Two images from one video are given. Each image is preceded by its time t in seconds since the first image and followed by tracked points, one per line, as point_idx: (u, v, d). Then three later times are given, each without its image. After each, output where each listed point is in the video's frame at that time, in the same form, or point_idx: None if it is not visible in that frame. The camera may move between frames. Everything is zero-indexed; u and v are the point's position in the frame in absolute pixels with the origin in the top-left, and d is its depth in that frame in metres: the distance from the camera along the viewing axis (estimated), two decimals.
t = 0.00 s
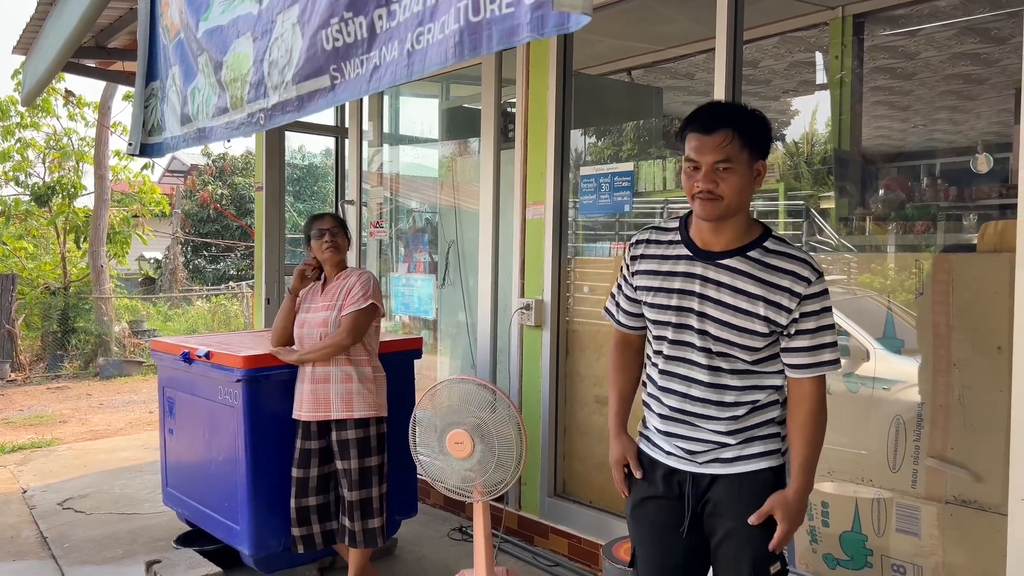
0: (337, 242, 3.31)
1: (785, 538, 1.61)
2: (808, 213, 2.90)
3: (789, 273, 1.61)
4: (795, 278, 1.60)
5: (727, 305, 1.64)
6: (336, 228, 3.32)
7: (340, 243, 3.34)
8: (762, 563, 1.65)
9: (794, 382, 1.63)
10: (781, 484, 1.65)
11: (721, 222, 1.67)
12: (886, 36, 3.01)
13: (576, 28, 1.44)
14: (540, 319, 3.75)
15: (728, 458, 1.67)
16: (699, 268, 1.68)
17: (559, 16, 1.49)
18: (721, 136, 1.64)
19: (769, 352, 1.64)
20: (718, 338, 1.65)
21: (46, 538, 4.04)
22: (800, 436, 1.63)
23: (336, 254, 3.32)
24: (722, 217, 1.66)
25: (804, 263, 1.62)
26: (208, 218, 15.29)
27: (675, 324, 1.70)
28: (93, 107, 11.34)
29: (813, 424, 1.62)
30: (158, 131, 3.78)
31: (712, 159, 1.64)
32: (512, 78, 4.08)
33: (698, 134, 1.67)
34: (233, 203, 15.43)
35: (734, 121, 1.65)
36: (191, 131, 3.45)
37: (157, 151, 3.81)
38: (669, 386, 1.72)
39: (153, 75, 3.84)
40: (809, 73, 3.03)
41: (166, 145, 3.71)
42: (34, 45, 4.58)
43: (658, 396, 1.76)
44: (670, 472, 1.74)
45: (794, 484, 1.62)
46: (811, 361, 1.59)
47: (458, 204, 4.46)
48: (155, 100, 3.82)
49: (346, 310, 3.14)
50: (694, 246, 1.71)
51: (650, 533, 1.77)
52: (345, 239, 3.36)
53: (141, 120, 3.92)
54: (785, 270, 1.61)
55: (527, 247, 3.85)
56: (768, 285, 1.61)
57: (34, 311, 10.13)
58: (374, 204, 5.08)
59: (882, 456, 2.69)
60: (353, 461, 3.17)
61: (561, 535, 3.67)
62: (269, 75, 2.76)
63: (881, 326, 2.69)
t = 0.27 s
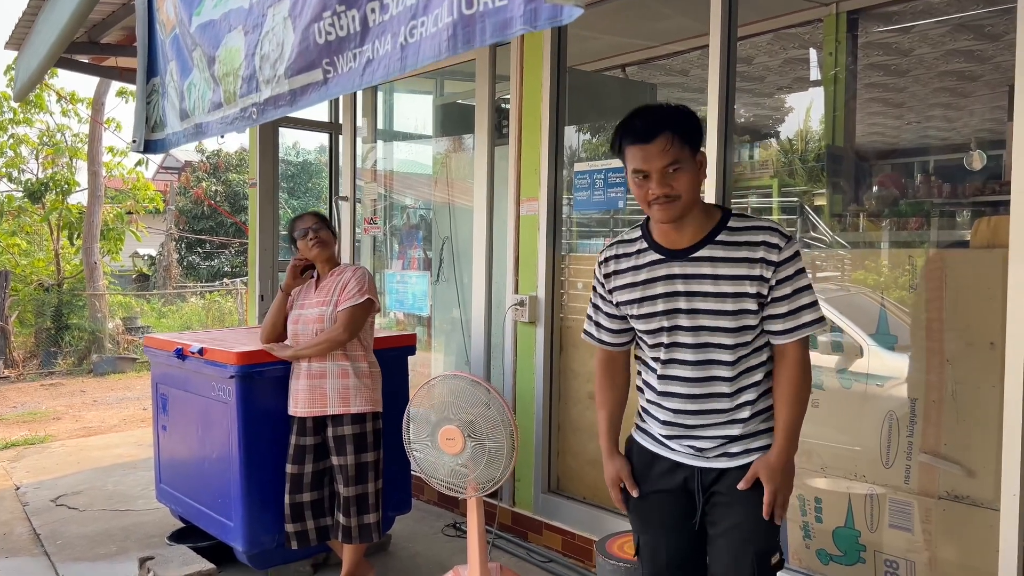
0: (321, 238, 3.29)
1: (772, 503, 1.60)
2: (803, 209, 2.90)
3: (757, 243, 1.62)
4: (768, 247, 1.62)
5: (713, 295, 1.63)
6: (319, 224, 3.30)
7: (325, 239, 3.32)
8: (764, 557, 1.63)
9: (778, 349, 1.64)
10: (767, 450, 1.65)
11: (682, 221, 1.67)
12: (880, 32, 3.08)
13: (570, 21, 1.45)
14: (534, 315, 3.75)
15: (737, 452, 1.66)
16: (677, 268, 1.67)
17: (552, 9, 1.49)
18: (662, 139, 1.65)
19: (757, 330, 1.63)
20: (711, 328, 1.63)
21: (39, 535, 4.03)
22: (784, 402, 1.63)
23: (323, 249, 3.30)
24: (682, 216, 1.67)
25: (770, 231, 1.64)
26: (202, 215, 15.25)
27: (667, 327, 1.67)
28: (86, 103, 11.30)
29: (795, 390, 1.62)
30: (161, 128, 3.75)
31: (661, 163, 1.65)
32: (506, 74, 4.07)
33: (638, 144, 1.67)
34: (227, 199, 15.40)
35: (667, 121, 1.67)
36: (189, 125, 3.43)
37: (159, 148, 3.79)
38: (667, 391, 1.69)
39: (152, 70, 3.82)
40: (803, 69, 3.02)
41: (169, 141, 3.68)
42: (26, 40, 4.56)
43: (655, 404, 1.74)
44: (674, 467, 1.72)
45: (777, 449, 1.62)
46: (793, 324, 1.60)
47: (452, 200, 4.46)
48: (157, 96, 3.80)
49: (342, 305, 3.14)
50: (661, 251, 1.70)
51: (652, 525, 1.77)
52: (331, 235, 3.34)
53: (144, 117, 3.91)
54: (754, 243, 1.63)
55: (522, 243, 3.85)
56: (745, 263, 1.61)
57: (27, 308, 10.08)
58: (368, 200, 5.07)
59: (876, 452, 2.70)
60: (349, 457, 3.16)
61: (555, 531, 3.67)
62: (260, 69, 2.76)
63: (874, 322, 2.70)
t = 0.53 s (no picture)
0: (302, 244, 3.25)
1: (777, 487, 1.59)
2: (795, 206, 2.90)
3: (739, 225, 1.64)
4: (747, 229, 1.63)
5: (697, 279, 1.64)
6: (297, 230, 3.25)
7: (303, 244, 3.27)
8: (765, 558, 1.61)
9: (767, 332, 1.64)
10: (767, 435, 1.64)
11: (660, 211, 1.69)
12: (872, 30, 3.08)
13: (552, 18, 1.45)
14: (525, 312, 3.75)
15: (734, 448, 1.64)
16: (661, 256, 1.67)
17: (535, 6, 1.49)
18: (632, 133, 1.67)
19: (743, 313, 1.63)
20: (697, 312, 1.63)
21: (28, 532, 4.02)
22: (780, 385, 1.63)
23: (306, 256, 3.27)
24: (658, 207, 1.68)
25: (750, 214, 1.66)
26: (194, 211, 15.19)
27: (654, 315, 1.67)
28: (76, 98, 11.24)
29: (789, 372, 1.62)
30: (156, 124, 3.72)
31: (633, 156, 1.67)
32: (496, 70, 4.06)
33: (610, 139, 1.69)
34: (219, 195, 15.34)
35: (636, 114, 1.68)
36: (181, 123, 3.40)
37: (154, 144, 3.76)
38: (654, 380, 1.69)
39: (144, 66, 3.80)
40: (795, 66, 3.06)
41: (162, 138, 3.66)
42: (14, 35, 4.52)
43: (644, 399, 1.73)
44: (670, 465, 1.71)
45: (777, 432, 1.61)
46: (780, 304, 1.61)
47: (444, 197, 4.45)
48: (150, 92, 3.78)
49: (331, 302, 3.13)
50: (642, 242, 1.71)
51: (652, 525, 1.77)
52: (311, 239, 3.28)
53: (138, 113, 3.88)
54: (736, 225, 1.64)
55: (512, 241, 3.84)
56: (726, 245, 1.63)
57: (17, 304, 10.03)
58: (359, 196, 5.06)
59: (865, 450, 2.70)
60: (337, 455, 3.16)
61: (545, 529, 3.67)
62: (247, 66, 2.75)
63: (864, 318, 2.69)
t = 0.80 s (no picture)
0: (286, 244, 3.24)
1: (757, 502, 1.56)
2: (785, 203, 2.91)
3: (748, 226, 1.63)
4: (755, 230, 1.61)
5: (697, 275, 1.64)
6: (280, 230, 3.24)
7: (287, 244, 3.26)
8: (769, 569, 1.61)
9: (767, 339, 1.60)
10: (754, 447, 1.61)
11: (668, 205, 1.71)
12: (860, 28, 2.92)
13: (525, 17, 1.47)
14: (512, 310, 3.75)
15: (722, 453, 1.64)
16: (668, 248, 1.70)
17: (509, 4, 1.49)
18: (640, 127, 1.69)
19: (742, 316, 1.61)
20: (692, 307, 1.64)
21: (13, 532, 3.99)
22: (771, 397, 1.58)
23: (292, 257, 3.26)
24: (665, 201, 1.70)
25: (764, 217, 1.64)
26: (184, 207, 15.12)
27: (651, 306, 1.70)
28: (64, 94, 11.16)
29: (783, 383, 1.57)
30: (134, 121, 3.72)
31: (638, 150, 1.69)
32: (484, 67, 4.05)
33: (621, 131, 1.73)
34: (209, 192, 15.29)
35: (649, 109, 1.70)
36: (163, 121, 3.39)
37: (133, 142, 3.76)
38: (646, 372, 1.71)
39: (124, 63, 3.77)
40: (783, 63, 3.00)
41: (142, 135, 3.65)
42: None
43: (636, 391, 1.75)
44: (659, 467, 1.74)
45: (762, 445, 1.57)
46: (779, 313, 1.57)
47: (432, 194, 4.44)
48: (130, 89, 3.75)
49: (315, 299, 3.12)
50: (655, 234, 1.74)
51: (641, 524, 1.80)
52: (295, 238, 3.28)
53: (116, 110, 3.84)
54: (744, 225, 1.63)
55: (500, 239, 3.83)
56: (730, 243, 1.62)
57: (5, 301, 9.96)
58: (348, 193, 5.04)
59: (849, 447, 2.71)
60: (322, 454, 3.15)
61: (533, 527, 3.68)
62: (230, 64, 2.73)
63: (849, 314, 2.70)
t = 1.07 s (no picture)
0: (275, 243, 3.22)
1: (746, 517, 1.52)
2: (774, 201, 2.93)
3: (783, 237, 1.58)
4: (790, 242, 1.57)
5: (725, 279, 1.64)
6: (269, 229, 3.21)
7: (278, 243, 3.25)
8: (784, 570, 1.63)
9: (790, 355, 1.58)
10: (756, 463, 1.57)
11: (706, 197, 1.72)
12: (847, 26, 2.84)
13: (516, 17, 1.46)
14: (501, 307, 3.75)
15: (739, 456, 1.67)
16: (702, 246, 1.70)
17: (499, 4, 1.49)
18: (682, 114, 1.70)
19: (768, 326, 1.60)
20: (716, 310, 1.66)
21: None
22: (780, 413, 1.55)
23: (280, 256, 3.25)
24: (701, 192, 1.71)
25: (803, 228, 1.58)
26: (172, 204, 15.03)
27: (680, 303, 1.73)
28: (50, 90, 11.09)
29: (796, 402, 1.54)
30: (113, 117, 3.70)
31: (677, 137, 1.71)
32: (473, 64, 4.04)
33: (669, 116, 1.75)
34: (198, 188, 15.21)
35: (695, 98, 1.70)
36: (144, 116, 3.39)
37: (113, 137, 3.73)
38: (674, 367, 1.76)
39: (103, 58, 3.74)
40: (771, 62, 2.99)
41: (122, 131, 3.63)
42: None
43: (667, 384, 1.80)
44: (680, 466, 1.78)
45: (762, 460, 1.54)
46: (802, 331, 1.54)
47: (421, 191, 4.44)
48: (109, 85, 3.73)
49: (302, 297, 3.11)
50: (699, 226, 1.74)
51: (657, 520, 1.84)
52: (284, 238, 3.26)
53: (96, 105, 3.83)
54: (779, 235, 1.59)
55: (488, 236, 3.84)
56: (762, 252, 1.59)
57: None
58: (336, 190, 5.04)
59: (834, 444, 2.73)
60: (309, 451, 3.14)
61: (521, 523, 3.69)
62: (216, 60, 2.72)
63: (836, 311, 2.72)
